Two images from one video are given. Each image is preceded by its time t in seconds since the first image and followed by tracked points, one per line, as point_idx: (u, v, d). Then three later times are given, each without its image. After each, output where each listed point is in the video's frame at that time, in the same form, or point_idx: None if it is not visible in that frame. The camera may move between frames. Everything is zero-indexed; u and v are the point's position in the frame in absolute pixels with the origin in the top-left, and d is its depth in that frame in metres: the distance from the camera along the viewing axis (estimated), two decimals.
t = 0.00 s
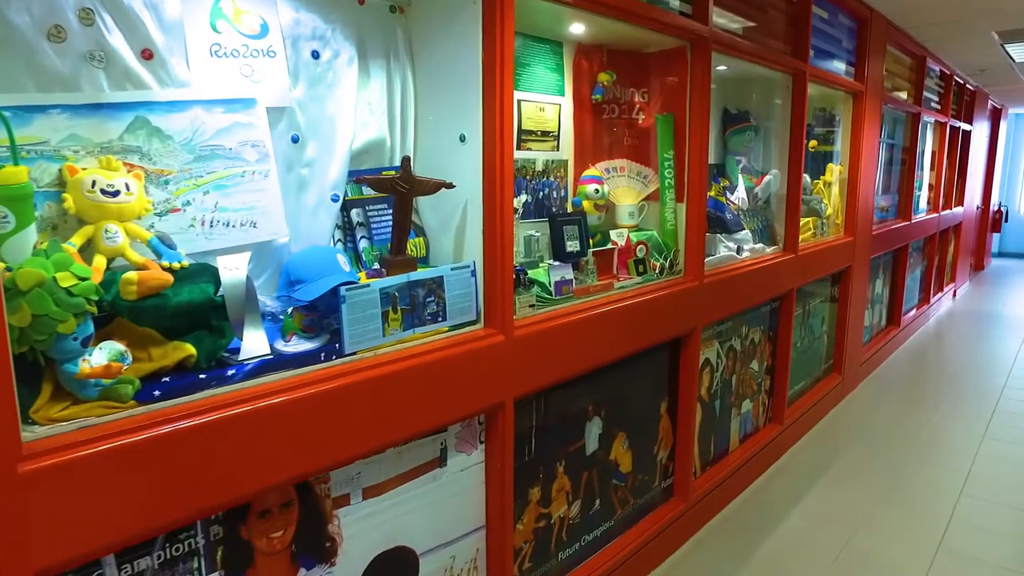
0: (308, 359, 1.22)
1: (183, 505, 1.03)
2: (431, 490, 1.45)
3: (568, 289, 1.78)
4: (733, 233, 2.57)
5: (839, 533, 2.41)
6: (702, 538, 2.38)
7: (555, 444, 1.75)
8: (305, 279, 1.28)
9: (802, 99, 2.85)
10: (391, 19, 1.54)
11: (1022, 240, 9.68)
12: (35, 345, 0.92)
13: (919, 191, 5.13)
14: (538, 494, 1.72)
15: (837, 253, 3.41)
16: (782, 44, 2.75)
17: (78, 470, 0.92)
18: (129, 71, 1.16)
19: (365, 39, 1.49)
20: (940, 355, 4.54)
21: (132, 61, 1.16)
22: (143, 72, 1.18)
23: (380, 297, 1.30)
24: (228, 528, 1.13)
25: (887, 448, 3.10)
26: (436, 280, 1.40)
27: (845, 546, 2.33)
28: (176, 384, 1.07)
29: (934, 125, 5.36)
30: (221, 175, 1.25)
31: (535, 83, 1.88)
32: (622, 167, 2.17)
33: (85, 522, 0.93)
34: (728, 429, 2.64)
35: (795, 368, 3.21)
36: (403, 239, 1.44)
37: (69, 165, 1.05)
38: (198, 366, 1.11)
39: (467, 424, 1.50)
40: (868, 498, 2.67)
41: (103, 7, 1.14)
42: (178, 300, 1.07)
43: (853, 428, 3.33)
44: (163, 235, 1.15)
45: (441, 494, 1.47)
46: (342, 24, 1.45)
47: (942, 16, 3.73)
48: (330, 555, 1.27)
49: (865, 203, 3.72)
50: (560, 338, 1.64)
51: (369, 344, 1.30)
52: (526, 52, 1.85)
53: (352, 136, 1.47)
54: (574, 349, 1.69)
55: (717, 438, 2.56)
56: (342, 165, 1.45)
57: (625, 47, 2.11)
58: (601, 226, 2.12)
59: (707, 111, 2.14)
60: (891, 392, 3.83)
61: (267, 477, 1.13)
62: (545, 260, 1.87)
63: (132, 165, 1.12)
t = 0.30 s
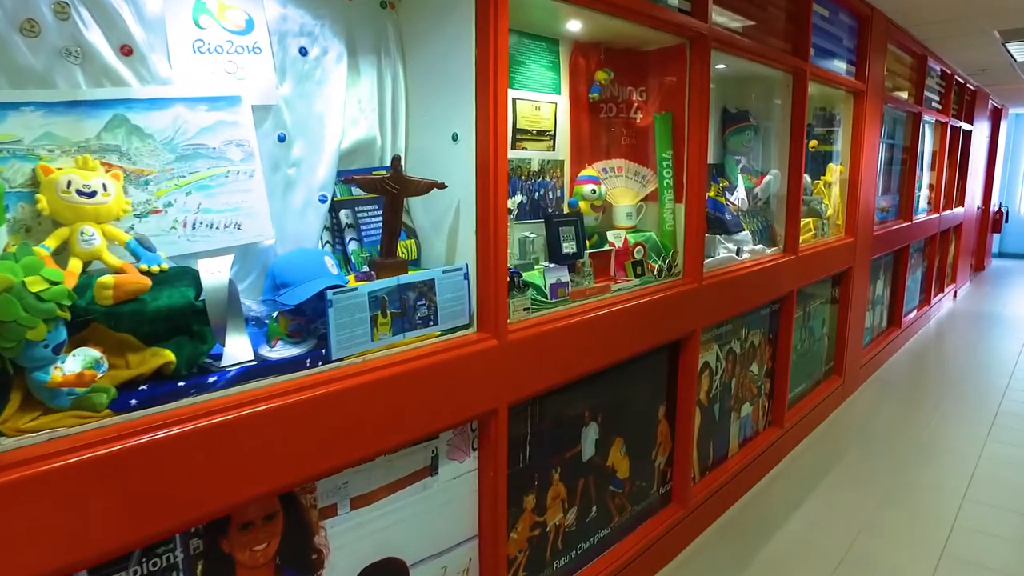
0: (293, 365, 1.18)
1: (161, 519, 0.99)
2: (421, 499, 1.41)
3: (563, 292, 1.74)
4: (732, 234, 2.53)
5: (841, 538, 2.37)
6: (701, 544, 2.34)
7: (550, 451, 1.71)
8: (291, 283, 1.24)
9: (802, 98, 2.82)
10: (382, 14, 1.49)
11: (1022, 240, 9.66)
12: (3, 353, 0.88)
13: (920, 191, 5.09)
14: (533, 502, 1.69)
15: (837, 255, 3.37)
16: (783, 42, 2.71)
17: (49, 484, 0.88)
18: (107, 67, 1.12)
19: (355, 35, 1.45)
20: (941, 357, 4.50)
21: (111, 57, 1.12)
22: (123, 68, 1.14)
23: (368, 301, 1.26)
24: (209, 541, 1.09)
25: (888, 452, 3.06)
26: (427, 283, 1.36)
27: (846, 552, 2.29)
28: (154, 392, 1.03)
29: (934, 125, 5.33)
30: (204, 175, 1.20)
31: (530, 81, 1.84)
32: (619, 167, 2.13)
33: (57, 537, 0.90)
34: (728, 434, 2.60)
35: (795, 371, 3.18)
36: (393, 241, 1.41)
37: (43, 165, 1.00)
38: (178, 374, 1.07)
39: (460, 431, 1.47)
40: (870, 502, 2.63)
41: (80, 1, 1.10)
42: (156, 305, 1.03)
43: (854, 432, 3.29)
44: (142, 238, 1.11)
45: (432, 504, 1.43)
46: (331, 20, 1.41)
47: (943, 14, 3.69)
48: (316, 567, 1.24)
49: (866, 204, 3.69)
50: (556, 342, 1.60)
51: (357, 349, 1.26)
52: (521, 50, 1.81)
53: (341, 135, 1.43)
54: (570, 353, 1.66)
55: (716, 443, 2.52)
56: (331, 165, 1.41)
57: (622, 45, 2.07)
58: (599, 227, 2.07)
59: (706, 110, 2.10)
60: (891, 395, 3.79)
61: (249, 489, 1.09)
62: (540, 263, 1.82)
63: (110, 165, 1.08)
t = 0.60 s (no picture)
0: (277, 373, 1.14)
1: (137, 535, 0.95)
2: (412, 510, 1.37)
3: (560, 295, 1.69)
4: (732, 235, 2.49)
5: (844, 544, 2.32)
6: (700, 551, 2.30)
7: (545, 458, 1.67)
8: (275, 288, 1.20)
9: (803, 98, 2.78)
10: (372, 11, 1.45)
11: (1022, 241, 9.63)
12: None
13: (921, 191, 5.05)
14: (528, 511, 1.64)
15: (839, 256, 3.33)
16: (783, 41, 2.67)
17: (15, 500, 0.84)
18: (82, 64, 1.08)
19: (344, 31, 1.41)
20: (943, 359, 4.46)
21: (86, 53, 1.08)
22: (99, 65, 1.10)
23: (356, 306, 1.21)
24: (188, 556, 1.05)
25: (890, 456, 3.02)
26: (417, 287, 1.32)
27: (850, 559, 2.24)
28: (128, 403, 0.98)
29: (936, 125, 5.29)
30: (186, 176, 1.16)
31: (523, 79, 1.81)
32: (617, 167, 2.08)
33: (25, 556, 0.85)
34: (728, 438, 2.56)
35: (795, 374, 3.14)
36: (383, 244, 1.36)
37: (15, 165, 0.96)
38: (155, 383, 1.03)
39: (452, 439, 1.43)
40: (872, 507, 2.58)
41: None
42: (132, 311, 0.99)
43: (855, 436, 3.25)
44: (120, 241, 1.06)
45: (423, 514, 1.39)
46: (318, 15, 1.37)
47: (946, 12, 3.65)
48: None
49: (867, 205, 3.65)
50: (551, 348, 1.56)
51: (344, 356, 1.21)
52: (515, 47, 1.78)
53: (329, 135, 1.39)
54: (565, 358, 1.61)
55: (716, 448, 2.48)
56: (319, 165, 1.37)
57: (620, 43, 2.03)
58: (596, 228, 2.03)
59: (706, 109, 2.05)
60: (892, 398, 3.75)
61: (230, 502, 1.04)
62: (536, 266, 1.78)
63: (87, 165, 1.04)
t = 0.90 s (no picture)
0: (256, 384, 1.10)
1: (106, 556, 0.90)
2: (400, 523, 1.32)
3: (554, 300, 1.64)
4: (732, 237, 2.44)
5: (845, 554, 2.28)
6: (699, 560, 2.25)
7: (539, 467, 1.62)
8: (256, 294, 1.16)
9: (803, 97, 2.73)
10: (359, 6, 1.41)
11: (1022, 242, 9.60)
12: None
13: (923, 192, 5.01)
14: (521, 521, 1.60)
15: (840, 258, 3.29)
16: (784, 39, 2.62)
17: None
18: (51, 60, 1.03)
19: (329, 27, 1.37)
20: (945, 362, 4.42)
21: (56, 49, 1.03)
22: (69, 61, 1.05)
23: (339, 314, 1.17)
24: None
25: (892, 463, 2.97)
26: (404, 294, 1.27)
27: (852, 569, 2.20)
28: (96, 418, 0.94)
29: (938, 125, 5.24)
30: (163, 177, 1.11)
31: (517, 77, 1.77)
32: (614, 168, 2.05)
33: None
34: (727, 444, 2.52)
35: (796, 377, 3.09)
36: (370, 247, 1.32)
37: None
38: (126, 396, 0.98)
39: (441, 449, 1.38)
40: (874, 515, 2.54)
41: None
42: (100, 321, 0.93)
43: (857, 441, 3.20)
44: (89, 246, 1.02)
45: (412, 528, 1.34)
46: (302, 10, 1.32)
47: (949, 11, 3.60)
48: None
49: (868, 205, 3.60)
50: (544, 354, 1.51)
51: (327, 365, 1.17)
52: (509, 45, 1.75)
53: (314, 134, 1.34)
54: (559, 366, 1.57)
55: (715, 453, 2.44)
56: (303, 166, 1.32)
57: (617, 41, 1.99)
58: (592, 230, 1.99)
59: (705, 108, 1.99)
60: (893, 402, 3.70)
61: (207, 520, 1.00)
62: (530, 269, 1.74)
63: (56, 166, 0.99)
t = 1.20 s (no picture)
0: (229, 396, 1.05)
1: None
2: (384, 537, 1.27)
3: (545, 306, 1.58)
4: (729, 240, 2.39)
5: (846, 563, 2.23)
6: (696, 569, 2.20)
7: (529, 477, 1.57)
8: (230, 301, 1.11)
9: (803, 96, 2.68)
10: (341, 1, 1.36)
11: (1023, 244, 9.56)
12: None
13: (923, 192, 4.97)
14: (511, 533, 1.55)
15: (840, 260, 3.24)
16: (783, 37, 2.58)
17: None
18: (12, 56, 0.98)
19: (309, 24, 1.32)
20: (946, 365, 4.37)
21: (17, 44, 0.98)
22: (32, 57, 1.00)
23: (318, 322, 1.12)
24: None
25: (893, 468, 2.92)
26: (387, 300, 1.23)
27: None
28: (55, 433, 0.88)
29: (939, 125, 5.20)
30: (134, 179, 1.06)
31: (507, 74, 1.73)
32: (607, 168, 1.98)
33: None
34: (724, 450, 2.47)
35: (795, 381, 3.04)
36: (352, 251, 1.28)
37: None
38: (89, 409, 0.93)
39: (427, 460, 1.33)
40: (875, 523, 2.49)
41: None
42: (61, 331, 0.88)
43: (857, 445, 3.15)
44: (52, 251, 0.96)
45: (397, 542, 1.29)
46: (281, 6, 1.28)
47: (950, 9, 3.56)
48: None
49: (868, 206, 3.55)
50: (535, 362, 1.47)
51: (305, 375, 1.12)
52: (499, 42, 1.70)
53: (293, 134, 1.29)
54: (550, 373, 1.52)
55: (712, 460, 2.39)
56: (282, 167, 1.27)
57: (611, 38, 1.95)
58: (585, 233, 1.92)
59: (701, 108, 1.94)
60: (894, 406, 3.65)
61: (174, 539, 0.95)
62: (519, 272, 1.71)
63: (18, 168, 0.94)
